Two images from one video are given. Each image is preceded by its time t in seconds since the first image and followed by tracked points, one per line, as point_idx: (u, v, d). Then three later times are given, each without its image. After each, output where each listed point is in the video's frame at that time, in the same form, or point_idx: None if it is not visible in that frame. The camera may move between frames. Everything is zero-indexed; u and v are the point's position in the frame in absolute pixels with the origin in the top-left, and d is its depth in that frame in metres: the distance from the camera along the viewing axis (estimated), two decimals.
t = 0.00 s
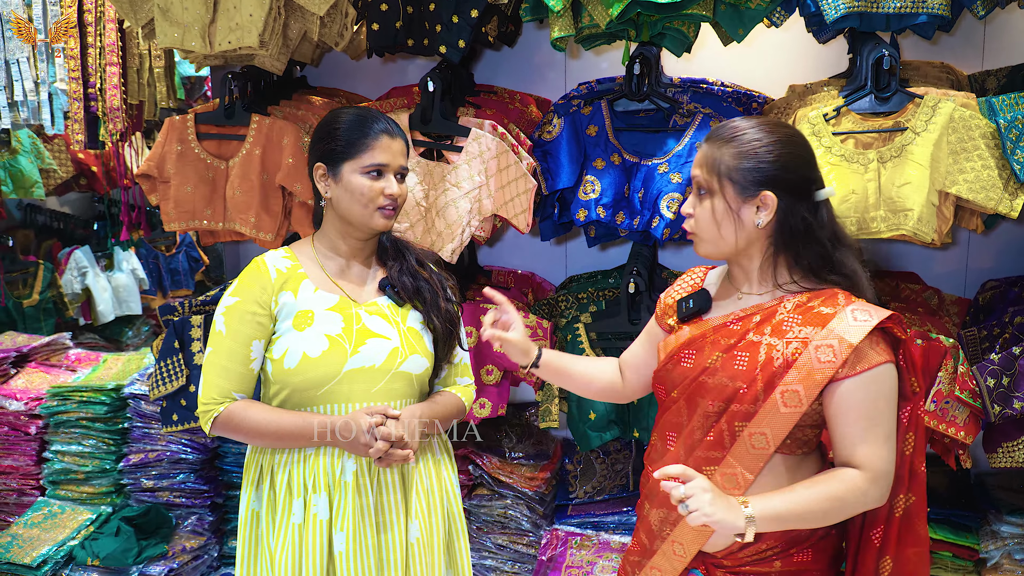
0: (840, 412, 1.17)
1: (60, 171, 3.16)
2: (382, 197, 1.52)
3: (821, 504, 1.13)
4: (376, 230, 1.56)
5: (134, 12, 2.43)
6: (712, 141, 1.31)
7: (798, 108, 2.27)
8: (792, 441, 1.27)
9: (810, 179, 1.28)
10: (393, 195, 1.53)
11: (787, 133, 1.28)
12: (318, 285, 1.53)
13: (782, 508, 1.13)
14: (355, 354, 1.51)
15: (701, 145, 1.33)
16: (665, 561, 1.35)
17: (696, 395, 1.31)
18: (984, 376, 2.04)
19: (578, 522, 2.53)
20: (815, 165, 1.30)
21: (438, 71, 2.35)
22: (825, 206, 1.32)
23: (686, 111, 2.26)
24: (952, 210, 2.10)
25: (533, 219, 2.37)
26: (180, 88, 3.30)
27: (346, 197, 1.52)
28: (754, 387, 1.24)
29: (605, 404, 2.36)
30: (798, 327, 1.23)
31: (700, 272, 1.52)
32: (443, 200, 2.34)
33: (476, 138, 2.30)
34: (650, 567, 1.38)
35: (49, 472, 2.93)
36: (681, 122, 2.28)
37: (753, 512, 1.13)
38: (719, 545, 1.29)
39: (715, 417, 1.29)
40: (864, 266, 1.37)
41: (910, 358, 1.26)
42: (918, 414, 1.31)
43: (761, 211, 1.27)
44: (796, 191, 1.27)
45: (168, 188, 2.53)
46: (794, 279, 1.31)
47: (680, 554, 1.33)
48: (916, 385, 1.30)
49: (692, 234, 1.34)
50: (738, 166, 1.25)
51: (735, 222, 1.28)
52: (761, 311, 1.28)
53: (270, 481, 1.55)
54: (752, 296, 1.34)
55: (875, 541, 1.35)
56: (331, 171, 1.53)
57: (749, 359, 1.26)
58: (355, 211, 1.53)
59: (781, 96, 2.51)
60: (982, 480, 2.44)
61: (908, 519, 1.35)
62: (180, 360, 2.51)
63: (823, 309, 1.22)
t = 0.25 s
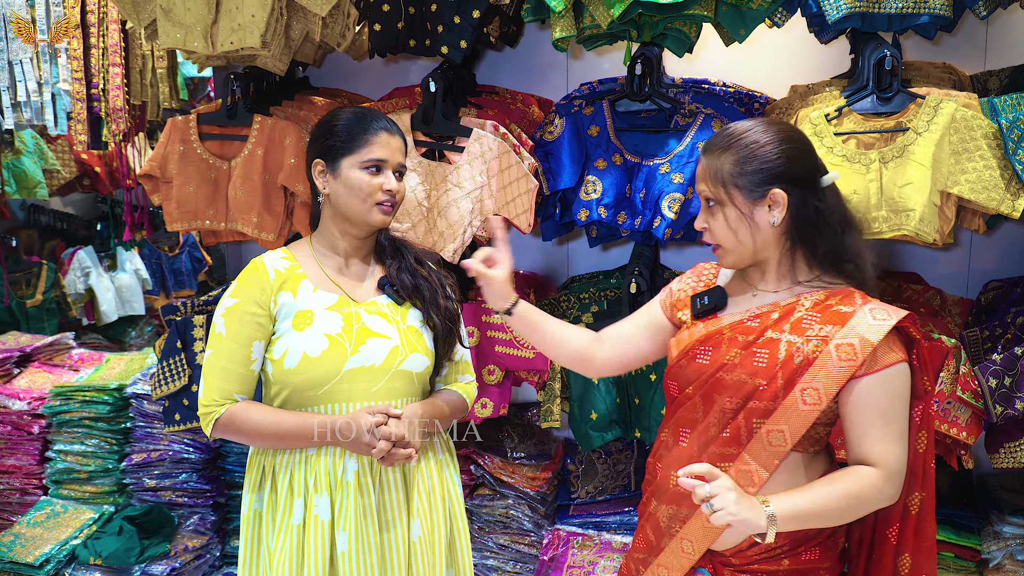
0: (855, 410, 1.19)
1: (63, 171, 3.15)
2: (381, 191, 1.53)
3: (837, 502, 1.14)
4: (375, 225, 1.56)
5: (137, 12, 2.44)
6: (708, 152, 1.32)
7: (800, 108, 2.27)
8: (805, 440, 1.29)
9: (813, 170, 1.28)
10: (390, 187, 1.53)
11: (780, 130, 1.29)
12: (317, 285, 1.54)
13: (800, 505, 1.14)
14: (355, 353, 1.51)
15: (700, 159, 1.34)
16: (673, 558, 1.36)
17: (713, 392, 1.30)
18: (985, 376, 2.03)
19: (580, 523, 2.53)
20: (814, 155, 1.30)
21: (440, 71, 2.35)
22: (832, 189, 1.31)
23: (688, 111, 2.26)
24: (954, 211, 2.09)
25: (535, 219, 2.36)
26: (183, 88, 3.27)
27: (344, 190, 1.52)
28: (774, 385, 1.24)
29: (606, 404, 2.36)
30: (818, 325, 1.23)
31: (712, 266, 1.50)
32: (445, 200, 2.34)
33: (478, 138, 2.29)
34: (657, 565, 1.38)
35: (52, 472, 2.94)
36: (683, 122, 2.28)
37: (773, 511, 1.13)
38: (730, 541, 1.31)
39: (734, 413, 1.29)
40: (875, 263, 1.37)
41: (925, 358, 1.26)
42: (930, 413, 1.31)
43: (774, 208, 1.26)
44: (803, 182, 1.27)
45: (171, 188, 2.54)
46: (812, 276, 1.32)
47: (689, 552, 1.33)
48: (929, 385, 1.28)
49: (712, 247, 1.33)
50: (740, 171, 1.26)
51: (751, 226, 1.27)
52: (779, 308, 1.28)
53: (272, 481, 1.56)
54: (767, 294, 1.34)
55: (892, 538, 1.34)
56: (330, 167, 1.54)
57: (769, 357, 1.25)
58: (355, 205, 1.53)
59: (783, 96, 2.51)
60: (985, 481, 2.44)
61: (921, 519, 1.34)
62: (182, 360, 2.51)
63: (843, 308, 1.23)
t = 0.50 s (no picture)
0: (852, 402, 1.17)
1: (66, 169, 3.17)
2: (383, 189, 1.53)
3: (832, 493, 1.13)
4: (376, 225, 1.57)
5: (139, 10, 2.44)
6: (717, 138, 1.32)
7: (801, 105, 2.27)
8: (803, 435, 1.28)
9: (817, 170, 1.27)
10: (391, 186, 1.54)
11: (790, 126, 1.28)
12: (319, 279, 1.54)
13: (791, 495, 1.13)
14: (356, 347, 1.51)
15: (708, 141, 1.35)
16: (675, 553, 1.38)
17: (708, 389, 1.32)
18: (986, 374, 2.04)
19: (581, 520, 2.52)
20: (822, 156, 1.29)
21: (441, 69, 2.35)
22: (835, 194, 1.30)
23: (689, 108, 2.26)
24: (955, 208, 2.08)
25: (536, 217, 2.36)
26: (186, 88, 3.27)
27: (345, 190, 1.53)
28: (768, 380, 1.24)
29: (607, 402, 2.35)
30: (813, 318, 1.22)
31: (711, 267, 1.53)
32: (446, 197, 2.34)
33: (479, 135, 2.32)
34: (659, 559, 1.41)
35: (53, 469, 2.94)
36: (684, 119, 2.27)
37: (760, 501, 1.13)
38: (732, 537, 1.32)
39: (729, 410, 1.30)
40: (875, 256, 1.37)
41: (921, 350, 1.25)
42: (929, 406, 1.29)
43: (762, 204, 1.27)
44: (800, 183, 1.25)
45: (173, 186, 2.54)
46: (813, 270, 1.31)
47: (689, 547, 1.36)
48: (926, 376, 1.27)
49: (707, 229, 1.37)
50: (734, 162, 1.27)
51: (738, 218, 1.29)
52: (773, 304, 1.29)
53: (274, 475, 1.56)
54: (764, 289, 1.34)
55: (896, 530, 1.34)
56: (330, 168, 1.54)
57: (762, 352, 1.26)
58: (355, 205, 1.53)
59: (785, 93, 2.51)
60: (986, 480, 2.43)
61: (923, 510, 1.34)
62: (183, 357, 2.51)
63: (837, 300, 1.22)
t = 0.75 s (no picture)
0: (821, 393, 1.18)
1: (68, 169, 3.16)
2: (379, 186, 1.53)
3: (779, 477, 1.16)
4: (371, 221, 1.57)
5: (140, 10, 2.45)
6: (699, 143, 1.32)
7: (801, 104, 2.27)
8: (797, 432, 1.28)
9: (804, 161, 1.28)
10: (388, 183, 1.54)
11: (771, 123, 1.29)
12: (316, 278, 1.54)
13: (738, 471, 1.19)
14: (353, 346, 1.51)
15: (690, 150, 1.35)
16: (673, 547, 1.37)
17: (699, 382, 1.34)
18: (986, 372, 2.01)
19: (581, 519, 2.52)
20: (805, 147, 1.30)
21: (441, 68, 2.35)
22: (823, 183, 1.31)
23: (689, 107, 2.26)
24: (955, 206, 2.08)
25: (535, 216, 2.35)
26: (188, 88, 3.32)
27: (342, 186, 1.53)
28: (752, 373, 1.26)
29: (607, 401, 2.35)
30: (798, 313, 1.23)
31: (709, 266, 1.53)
32: (446, 196, 2.34)
33: (479, 134, 2.32)
34: (658, 553, 1.40)
35: (55, 468, 2.94)
36: (683, 118, 2.26)
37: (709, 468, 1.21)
38: (726, 533, 1.33)
39: (718, 404, 1.32)
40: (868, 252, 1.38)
41: (909, 349, 1.25)
42: (920, 408, 1.30)
43: (761, 202, 1.26)
44: (791, 174, 1.26)
45: (174, 185, 2.55)
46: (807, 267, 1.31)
47: (684, 540, 1.35)
48: (915, 379, 1.28)
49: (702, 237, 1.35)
50: (728, 164, 1.26)
51: (739, 219, 1.28)
52: (762, 301, 1.30)
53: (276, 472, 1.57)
54: (759, 286, 1.34)
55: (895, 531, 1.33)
56: (329, 161, 1.54)
57: (749, 346, 1.27)
58: (353, 202, 1.53)
59: (784, 92, 2.51)
60: (986, 479, 2.43)
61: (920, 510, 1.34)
62: (185, 356, 2.52)
63: (823, 295, 1.22)
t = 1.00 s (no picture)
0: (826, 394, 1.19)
1: (70, 169, 3.17)
2: (382, 185, 1.53)
3: (783, 477, 1.17)
4: (378, 221, 1.57)
5: (142, 10, 2.45)
6: (714, 136, 1.32)
7: (803, 103, 2.26)
8: (801, 431, 1.28)
9: (817, 158, 1.29)
10: (392, 183, 1.53)
11: (786, 118, 1.30)
12: (322, 276, 1.54)
13: (743, 471, 1.20)
14: (359, 344, 1.51)
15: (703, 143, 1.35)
16: (674, 546, 1.37)
17: (705, 382, 1.32)
18: (989, 372, 2.02)
19: (582, 519, 2.52)
20: (817, 145, 1.31)
21: (443, 68, 2.34)
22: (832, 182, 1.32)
23: (690, 107, 2.26)
24: (957, 205, 2.08)
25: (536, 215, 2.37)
26: (190, 88, 3.28)
27: (346, 186, 1.53)
28: (760, 373, 1.25)
29: (609, 400, 2.35)
30: (805, 313, 1.22)
31: (711, 262, 1.52)
32: (447, 196, 2.34)
33: (481, 134, 2.31)
34: (659, 553, 1.40)
35: (57, 467, 2.94)
36: (684, 118, 2.27)
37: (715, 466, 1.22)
38: (729, 530, 1.33)
39: (725, 403, 1.31)
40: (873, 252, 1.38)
41: (916, 349, 1.25)
42: (927, 406, 1.29)
43: (776, 195, 1.27)
44: (806, 170, 1.27)
45: (175, 185, 2.55)
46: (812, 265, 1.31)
47: (688, 538, 1.35)
48: (923, 376, 1.28)
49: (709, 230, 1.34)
50: (746, 155, 1.26)
51: (753, 212, 1.28)
52: (768, 300, 1.29)
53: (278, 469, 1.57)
54: (765, 285, 1.34)
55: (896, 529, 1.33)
56: (330, 163, 1.55)
57: (756, 346, 1.26)
58: (357, 203, 1.53)
59: (786, 91, 2.50)
60: (988, 479, 2.43)
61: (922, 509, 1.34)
62: (186, 356, 2.52)
63: (830, 295, 1.22)
